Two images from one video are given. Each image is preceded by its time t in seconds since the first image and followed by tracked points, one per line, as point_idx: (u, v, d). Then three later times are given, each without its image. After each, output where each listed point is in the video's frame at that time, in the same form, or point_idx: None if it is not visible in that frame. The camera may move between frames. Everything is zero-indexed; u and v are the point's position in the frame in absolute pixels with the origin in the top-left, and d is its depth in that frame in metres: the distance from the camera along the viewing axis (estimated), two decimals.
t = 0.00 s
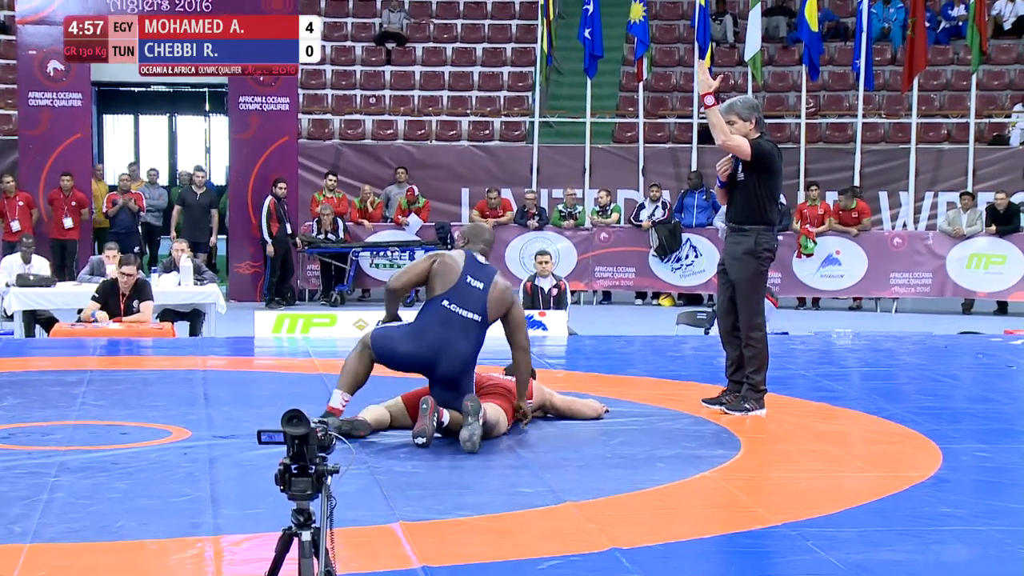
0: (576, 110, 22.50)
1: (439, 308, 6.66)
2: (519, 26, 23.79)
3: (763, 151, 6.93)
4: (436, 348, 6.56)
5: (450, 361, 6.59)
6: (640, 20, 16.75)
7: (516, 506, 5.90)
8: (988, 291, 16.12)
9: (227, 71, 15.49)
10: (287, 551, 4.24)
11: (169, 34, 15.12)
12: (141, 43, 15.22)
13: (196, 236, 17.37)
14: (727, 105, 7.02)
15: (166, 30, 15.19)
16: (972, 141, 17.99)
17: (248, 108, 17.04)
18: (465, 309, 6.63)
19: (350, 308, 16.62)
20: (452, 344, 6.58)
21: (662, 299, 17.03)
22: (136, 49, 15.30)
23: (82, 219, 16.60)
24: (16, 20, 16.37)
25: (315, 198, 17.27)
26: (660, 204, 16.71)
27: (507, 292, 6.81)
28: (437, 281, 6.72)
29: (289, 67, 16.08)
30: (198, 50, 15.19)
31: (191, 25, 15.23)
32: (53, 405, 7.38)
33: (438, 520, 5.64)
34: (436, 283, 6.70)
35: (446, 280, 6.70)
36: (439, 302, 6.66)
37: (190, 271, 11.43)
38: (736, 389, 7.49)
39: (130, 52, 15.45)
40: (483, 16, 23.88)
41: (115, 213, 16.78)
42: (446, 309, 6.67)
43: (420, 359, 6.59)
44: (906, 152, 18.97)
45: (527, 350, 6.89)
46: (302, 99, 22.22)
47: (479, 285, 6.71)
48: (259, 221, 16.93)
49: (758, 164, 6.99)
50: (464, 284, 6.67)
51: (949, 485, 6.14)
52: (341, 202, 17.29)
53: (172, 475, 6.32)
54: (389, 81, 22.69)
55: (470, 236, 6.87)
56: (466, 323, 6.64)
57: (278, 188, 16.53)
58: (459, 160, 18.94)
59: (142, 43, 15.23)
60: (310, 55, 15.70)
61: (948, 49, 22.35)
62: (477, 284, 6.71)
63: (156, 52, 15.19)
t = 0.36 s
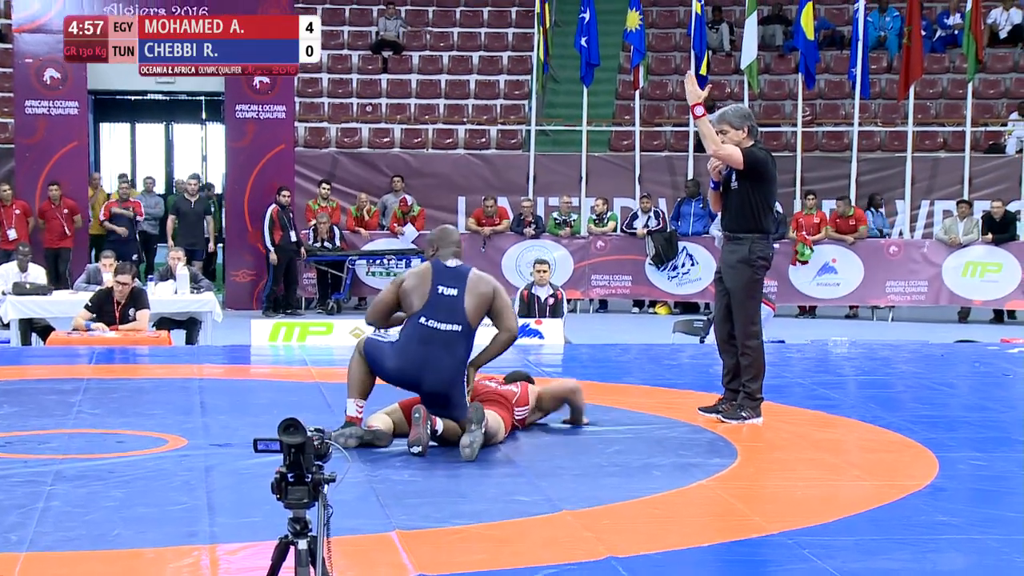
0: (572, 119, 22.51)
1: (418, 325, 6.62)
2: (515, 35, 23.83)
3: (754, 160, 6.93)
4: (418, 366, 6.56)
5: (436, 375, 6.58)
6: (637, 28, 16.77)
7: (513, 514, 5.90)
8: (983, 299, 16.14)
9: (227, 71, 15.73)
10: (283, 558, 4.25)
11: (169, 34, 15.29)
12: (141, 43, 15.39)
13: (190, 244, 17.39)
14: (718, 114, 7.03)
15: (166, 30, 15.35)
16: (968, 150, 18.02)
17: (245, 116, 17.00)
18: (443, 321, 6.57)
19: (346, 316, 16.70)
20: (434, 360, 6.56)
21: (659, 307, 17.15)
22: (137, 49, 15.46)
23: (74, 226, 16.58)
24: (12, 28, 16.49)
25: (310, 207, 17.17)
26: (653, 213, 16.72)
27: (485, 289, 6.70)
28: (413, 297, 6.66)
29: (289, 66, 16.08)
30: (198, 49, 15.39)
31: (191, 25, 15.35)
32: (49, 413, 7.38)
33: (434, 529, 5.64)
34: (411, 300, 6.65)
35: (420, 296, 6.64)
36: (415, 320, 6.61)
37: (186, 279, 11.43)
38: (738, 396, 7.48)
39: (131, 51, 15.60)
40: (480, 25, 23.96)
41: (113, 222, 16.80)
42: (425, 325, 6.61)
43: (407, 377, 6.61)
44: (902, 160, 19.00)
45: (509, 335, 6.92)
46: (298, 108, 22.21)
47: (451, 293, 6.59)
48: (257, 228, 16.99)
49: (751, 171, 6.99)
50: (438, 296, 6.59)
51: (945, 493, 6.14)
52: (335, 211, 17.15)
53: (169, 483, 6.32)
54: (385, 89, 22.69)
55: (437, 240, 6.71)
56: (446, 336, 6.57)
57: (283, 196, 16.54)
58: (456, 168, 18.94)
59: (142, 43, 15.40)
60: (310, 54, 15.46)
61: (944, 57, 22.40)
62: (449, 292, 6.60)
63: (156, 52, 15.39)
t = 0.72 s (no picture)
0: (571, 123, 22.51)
1: (397, 343, 6.67)
2: (515, 40, 23.87)
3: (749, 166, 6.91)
4: (405, 384, 6.65)
5: (423, 390, 6.69)
6: (636, 33, 16.78)
7: (512, 519, 5.90)
8: (983, 303, 16.15)
9: (227, 71, 15.73)
10: (283, 562, 4.25)
11: (169, 34, 15.37)
12: (141, 43, 15.43)
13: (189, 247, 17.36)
14: (715, 120, 7.05)
15: (166, 30, 15.40)
16: (967, 154, 18.02)
17: (244, 121, 17.00)
18: (422, 338, 6.64)
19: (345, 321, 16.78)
20: (419, 376, 6.65)
21: (658, 312, 17.18)
22: (137, 50, 15.50)
23: (71, 230, 16.54)
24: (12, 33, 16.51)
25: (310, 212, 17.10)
26: (652, 218, 16.76)
27: (456, 297, 6.80)
28: (387, 314, 6.67)
29: (289, 68, 15.95)
30: (198, 49, 15.47)
31: (191, 24, 15.39)
32: (49, 418, 7.38)
33: (433, 533, 5.64)
34: (385, 319, 6.67)
35: (394, 314, 6.66)
36: (393, 341, 6.67)
37: (186, 283, 11.43)
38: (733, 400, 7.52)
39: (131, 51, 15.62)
40: (479, 29, 23.99)
41: (117, 225, 16.74)
42: (403, 344, 6.68)
43: (395, 394, 6.71)
44: (902, 165, 18.99)
45: (491, 335, 6.97)
46: (298, 112, 22.21)
47: (424, 308, 6.66)
48: (257, 232, 17.01)
49: (749, 177, 6.99)
50: (413, 313, 6.65)
51: (945, 498, 6.14)
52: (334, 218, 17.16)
53: (168, 488, 6.31)
54: (385, 93, 22.68)
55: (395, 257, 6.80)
56: (427, 351, 6.66)
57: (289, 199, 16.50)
58: (455, 172, 18.96)
59: (142, 43, 15.44)
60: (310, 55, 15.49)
61: (944, 62, 22.43)
62: (422, 308, 6.67)
63: (156, 52, 15.45)
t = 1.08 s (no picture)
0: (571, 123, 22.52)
1: (392, 348, 6.67)
2: (515, 40, 23.88)
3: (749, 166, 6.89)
4: (402, 389, 6.67)
5: (420, 393, 6.71)
6: (636, 33, 16.77)
7: (512, 519, 5.90)
8: (983, 303, 16.14)
9: (227, 71, 15.76)
10: (282, 562, 4.25)
11: (169, 34, 15.27)
12: (141, 43, 15.37)
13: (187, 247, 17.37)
14: (712, 120, 7.06)
15: (166, 30, 15.32)
16: (966, 154, 18.02)
17: (244, 120, 16.99)
18: (416, 341, 6.64)
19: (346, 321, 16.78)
20: (416, 380, 6.66)
21: (658, 311, 17.19)
22: (137, 49, 15.46)
23: (70, 229, 16.49)
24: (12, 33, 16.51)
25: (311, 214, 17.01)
26: (653, 219, 16.70)
27: (445, 297, 6.79)
28: (379, 319, 6.65)
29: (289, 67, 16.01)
30: (198, 49, 15.43)
31: (191, 25, 15.31)
32: (49, 418, 7.38)
33: (433, 533, 5.64)
34: (378, 324, 6.65)
35: (386, 320, 6.65)
36: (387, 346, 6.67)
37: (186, 283, 11.43)
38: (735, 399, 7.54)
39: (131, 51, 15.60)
40: (479, 29, 24.00)
41: (110, 226, 16.75)
42: (398, 349, 6.69)
43: (393, 398, 6.74)
44: (901, 165, 18.99)
45: (480, 331, 6.92)
46: (298, 112, 22.20)
47: (415, 311, 6.65)
48: (257, 233, 17.01)
49: (748, 177, 6.99)
50: (405, 317, 6.64)
51: (945, 498, 6.14)
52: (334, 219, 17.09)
53: (168, 487, 6.31)
54: (385, 93, 22.68)
55: (376, 259, 6.78)
56: (422, 354, 6.66)
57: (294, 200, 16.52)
58: (455, 172, 18.96)
59: (142, 43, 15.39)
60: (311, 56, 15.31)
61: (944, 62, 22.44)
62: (412, 310, 6.65)
63: (156, 52, 15.39)
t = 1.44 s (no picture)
0: (571, 123, 22.52)
1: (392, 349, 6.68)
2: (515, 40, 23.89)
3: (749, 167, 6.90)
4: (402, 391, 6.68)
5: (421, 394, 6.72)
6: (637, 33, 16.75)
7: (513, 519, 5.91)
8: (983, 304, 16.16)
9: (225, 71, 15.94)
10: (283, 562, 4.25)
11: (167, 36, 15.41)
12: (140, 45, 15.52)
13: (187, 246, 17.39)
14: (711, 119, 7.06)
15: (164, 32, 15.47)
16: (967, 154, 18.00)
17: (245, 121, 16.96)
18: (416, 341, 6.65)
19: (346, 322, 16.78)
20: (416, 381, 6.67)
21: (658, 311, 17.22)
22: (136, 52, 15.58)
23: (72, 230, 16.51)
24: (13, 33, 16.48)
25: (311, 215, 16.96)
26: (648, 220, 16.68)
27: (445, 298, 6.80)
28: (379, 321, 6.65)
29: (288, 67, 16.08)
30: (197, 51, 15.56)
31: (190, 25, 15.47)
32: (49, 418, 7.38)
33: (434, 533, 5.65)
34: (378, 326, 6.65)
35: (387, 322, 6.65)
36: (388, 348, 6.67)
37: (186, 283, 11.42)
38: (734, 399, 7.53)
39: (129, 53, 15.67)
40: (479, 29, 24.01)
41: (107, 227, 16.74)
42: (398, 350, 6.69)
43: (393, 400, 6.75)
44: (902, 165, 18.98)
45: (480, 333, 6.91)
46: (298, 112, 22.19)
47: (415, 312, 6.66)
48: (257, 233, 17.02)
49: (747, 177, 6.98)
50: (405, 318, 6.64)
51: (945, 498, 6.14)
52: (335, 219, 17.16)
53: (168, 488, 6.32)
54: (385, 93, 22.67)
55: (377, 259, 6.81)
56: (422, 355, 6.67)
57: (297, 199, 16.58)
58: (455, 172, 18.95)
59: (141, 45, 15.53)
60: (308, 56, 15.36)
61: (944, 62, 22.45)
62: (413, 311, 6.66)
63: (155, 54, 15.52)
